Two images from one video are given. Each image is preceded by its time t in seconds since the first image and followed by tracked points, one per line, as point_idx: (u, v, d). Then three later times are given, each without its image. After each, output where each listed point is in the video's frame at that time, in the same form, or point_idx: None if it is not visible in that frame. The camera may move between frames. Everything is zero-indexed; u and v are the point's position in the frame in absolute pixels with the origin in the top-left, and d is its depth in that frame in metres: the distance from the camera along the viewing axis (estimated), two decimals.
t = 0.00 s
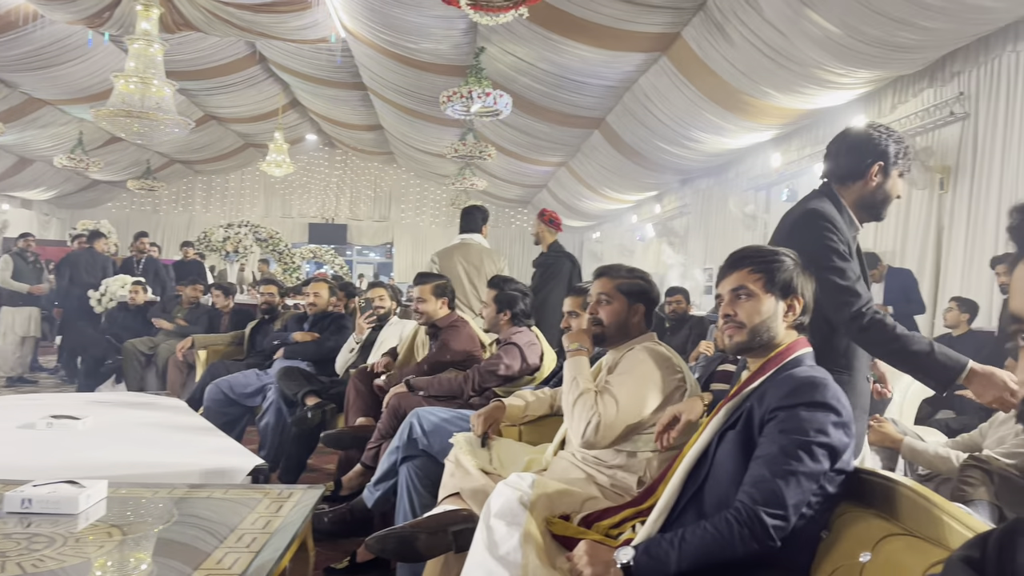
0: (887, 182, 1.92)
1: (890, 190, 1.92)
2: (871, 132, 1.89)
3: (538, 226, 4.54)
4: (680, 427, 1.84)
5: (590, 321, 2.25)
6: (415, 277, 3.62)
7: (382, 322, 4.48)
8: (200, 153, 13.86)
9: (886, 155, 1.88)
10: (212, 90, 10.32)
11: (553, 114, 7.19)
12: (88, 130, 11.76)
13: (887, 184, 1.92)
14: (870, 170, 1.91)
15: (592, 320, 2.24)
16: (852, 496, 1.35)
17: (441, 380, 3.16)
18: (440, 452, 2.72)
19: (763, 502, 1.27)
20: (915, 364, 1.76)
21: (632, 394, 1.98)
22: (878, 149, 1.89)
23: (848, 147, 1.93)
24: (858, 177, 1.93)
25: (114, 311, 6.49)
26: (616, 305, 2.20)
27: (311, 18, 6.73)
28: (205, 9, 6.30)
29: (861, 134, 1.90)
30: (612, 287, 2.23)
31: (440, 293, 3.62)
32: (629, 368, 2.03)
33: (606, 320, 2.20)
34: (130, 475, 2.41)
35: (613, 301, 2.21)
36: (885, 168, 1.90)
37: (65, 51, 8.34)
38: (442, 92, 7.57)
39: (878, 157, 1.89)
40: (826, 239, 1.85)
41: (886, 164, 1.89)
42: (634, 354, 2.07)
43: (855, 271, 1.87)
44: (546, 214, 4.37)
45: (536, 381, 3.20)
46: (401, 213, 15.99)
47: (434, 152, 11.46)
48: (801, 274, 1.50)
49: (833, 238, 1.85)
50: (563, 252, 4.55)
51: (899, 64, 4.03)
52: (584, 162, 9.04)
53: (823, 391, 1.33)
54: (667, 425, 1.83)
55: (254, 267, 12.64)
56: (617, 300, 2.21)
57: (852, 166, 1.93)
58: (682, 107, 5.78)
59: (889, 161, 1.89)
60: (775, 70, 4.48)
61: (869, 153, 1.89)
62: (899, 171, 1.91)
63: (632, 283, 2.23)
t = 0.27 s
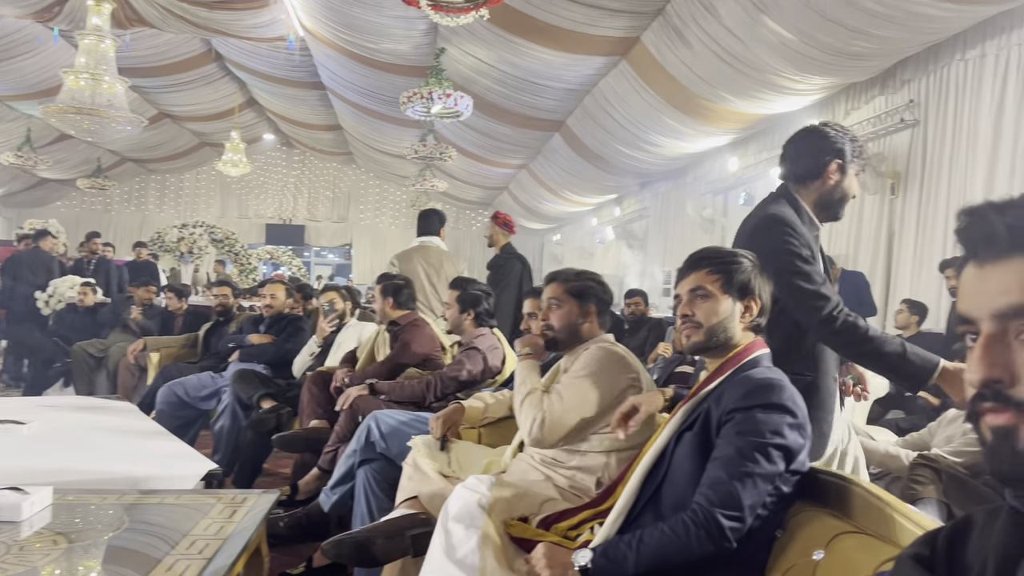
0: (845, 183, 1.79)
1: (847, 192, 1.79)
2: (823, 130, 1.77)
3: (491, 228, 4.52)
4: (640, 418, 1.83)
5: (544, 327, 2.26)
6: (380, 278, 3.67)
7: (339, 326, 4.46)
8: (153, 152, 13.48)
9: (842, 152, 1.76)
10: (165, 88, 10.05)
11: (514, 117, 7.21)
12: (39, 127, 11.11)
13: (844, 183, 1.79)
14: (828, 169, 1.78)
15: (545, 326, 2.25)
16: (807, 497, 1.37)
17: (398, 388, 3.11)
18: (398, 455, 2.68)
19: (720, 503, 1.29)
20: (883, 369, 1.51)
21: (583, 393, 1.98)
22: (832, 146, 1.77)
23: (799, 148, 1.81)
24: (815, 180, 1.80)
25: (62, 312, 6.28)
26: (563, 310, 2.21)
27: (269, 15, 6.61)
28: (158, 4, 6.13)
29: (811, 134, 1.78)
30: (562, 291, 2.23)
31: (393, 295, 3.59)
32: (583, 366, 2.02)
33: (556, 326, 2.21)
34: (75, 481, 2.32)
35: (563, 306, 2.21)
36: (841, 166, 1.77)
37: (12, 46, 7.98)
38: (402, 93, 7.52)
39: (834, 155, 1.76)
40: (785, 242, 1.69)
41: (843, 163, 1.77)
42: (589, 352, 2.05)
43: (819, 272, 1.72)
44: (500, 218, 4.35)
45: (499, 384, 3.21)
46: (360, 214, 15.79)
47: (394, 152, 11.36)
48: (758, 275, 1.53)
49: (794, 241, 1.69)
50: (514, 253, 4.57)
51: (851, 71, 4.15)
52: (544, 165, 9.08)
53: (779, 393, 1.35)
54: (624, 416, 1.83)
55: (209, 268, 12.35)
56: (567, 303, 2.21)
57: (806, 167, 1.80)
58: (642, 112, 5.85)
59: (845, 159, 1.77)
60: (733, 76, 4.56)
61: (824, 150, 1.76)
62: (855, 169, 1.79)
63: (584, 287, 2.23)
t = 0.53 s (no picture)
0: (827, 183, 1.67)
1: (827, 192, 1.67)
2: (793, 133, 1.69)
3: (452, 230, 4.53)
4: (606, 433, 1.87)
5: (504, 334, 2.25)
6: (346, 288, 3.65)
7: (303, 326, 4.33)
8: (112, 151, 13.11)
9: (814, 153, 1.65)
10: (124, 86, 9.81)
11: (481, 119, 7.20)
12: None
13: (824, 183, 1.67)
14: (800, 173, 1.69)
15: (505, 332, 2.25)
16: (769, 496, 1.39)
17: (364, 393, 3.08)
18: (363, 459, 2.66)
19: (684, 503, 1.30)
20: (857, 371, 1.52)
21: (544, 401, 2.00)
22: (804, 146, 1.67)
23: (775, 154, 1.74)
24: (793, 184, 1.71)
25: (16, 315, 6.08)
26: (519, 314, 2.18)
27: (232, 13, 6.50)
28: None
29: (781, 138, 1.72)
30: (517, 296, 2.19)
31: (355, 305, 3.57)
32: (543, 373, 2.02)
33: (513, 331, 2.20)
34: (27, 486, 2.24)
35: (516, 311, 2.18)
36: (818, 167, 1.66)
37: None
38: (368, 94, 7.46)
39: (806, 157, 1.67)
40: (759, 262, 1.69)
41: (817, 163, 1.66)
42: (550, 357, 2.04)
43: (801, 285, 1.69)
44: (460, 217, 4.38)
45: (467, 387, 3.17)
46: (325, 215, 15.59)
47: (360, 153, 11.25)
48: (724, 279, 1.54)
49: (764, 257, 1.68)
50: (475, 253, 4.54)
51: (813, 76, 4.23)
52: (512, 167, 9.09)
53: (743, 394, 1.37)
54: (591, 433, 1.87)
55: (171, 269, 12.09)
56: (520, 308, 2.18)
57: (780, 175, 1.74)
58: (609, 115, 5.90)
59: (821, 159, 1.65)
60: (698, 80, 4.62)
61: (794, 155, 1.68)
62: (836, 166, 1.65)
63: (545, 288, 2.19)
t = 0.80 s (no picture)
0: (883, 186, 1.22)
1: (877, 204, 1.23)
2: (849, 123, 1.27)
3: (415, 231, 4.55)
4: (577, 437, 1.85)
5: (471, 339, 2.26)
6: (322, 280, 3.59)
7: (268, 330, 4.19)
8: (71, 150, 12.75)
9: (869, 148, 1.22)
10: (84, 83, 9.56)
11: (450, 120, 7.19)
12: None
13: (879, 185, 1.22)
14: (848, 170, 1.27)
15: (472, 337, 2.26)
16: (735, 496, 1.41)
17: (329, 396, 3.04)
18: (330, 462, 2.62)
19: (651, 503, 1.31)
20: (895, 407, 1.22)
21: (515, 406, 1.99)
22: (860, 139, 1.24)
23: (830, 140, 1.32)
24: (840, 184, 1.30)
25: None
26: (481, 319, 2.19)
27: (196, 10, 6.39)
28: None
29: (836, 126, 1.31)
30: (480, 303, 2.20)
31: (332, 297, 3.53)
32: (513, 379, 2.02)
33: (478, 337, 2.21)
34: None
35: (479, 318, 2.19)
36: (871, 164, 1.23)
37: None
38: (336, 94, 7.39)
39: (858, 152, 1.25)
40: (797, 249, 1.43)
41: (868, 161, 1.23)
42: (519, 363, 2.04)
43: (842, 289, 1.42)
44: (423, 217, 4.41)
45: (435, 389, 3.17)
46: (292, 216, 15.33)
47: (327, 154, 11.11)
48: (691, 278, 1.55)
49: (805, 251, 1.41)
50: (439, 254, 4.51)
51: (779, 81, 4.30)
52: (481, 168, 9.08)
53: (709, 393, 1.38)
54: (564, 436, 1.86)
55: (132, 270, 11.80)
56: (483, 314, 2.19)
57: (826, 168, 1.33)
58: (577, 117, 5.93)
59: (878, 155, 1.21)
60: (666, 84, 4.67)
61: (843, 146, 1.27)
62: (893, 169, 1.21)
63: (507, 292, 2.17)
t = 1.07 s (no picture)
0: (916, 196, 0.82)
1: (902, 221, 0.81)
2: (875, 118, 0.85)
3: (385, 230, 4.57)
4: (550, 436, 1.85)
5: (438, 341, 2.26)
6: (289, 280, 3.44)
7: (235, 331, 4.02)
8: (33, 149, 12.42)
9: (910, 140, 0.81)
10: (47, 81, 9.33)
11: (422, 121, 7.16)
12: None
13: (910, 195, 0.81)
14: (880, 172, 0.84)
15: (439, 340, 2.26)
16: (705, 495, 1.42)
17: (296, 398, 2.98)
18: (299, 465, 2.60)
19: (622, 502, 1.31)
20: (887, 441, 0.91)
21: (484, 410, 1.98)
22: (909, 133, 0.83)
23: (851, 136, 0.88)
24: (870, 187, 0.84)
25: None
26: (447, 323, 2.19)
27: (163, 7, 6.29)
28: None
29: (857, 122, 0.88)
30: (445, 308, 2.20)
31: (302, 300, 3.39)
32: (480, 383, 2.01)
33: (445, 341, 2.21)
34: None
35: (446, 321, 2.19)
36: (904, 166, 0.82)
37: None
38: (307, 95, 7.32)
39: (893, 146, 0.83)
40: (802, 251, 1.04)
41: (904, 161, 0.82)
42: (486, 366, 2.03)
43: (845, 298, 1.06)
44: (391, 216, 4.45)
45: (406, 388, 3.16)
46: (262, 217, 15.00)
47: (298, 154, 10.99)
48: (659, 280, 1.54)
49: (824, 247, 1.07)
50: (405, 256, 4.50)
51: (748, 85, 4.37)
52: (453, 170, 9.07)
53: (680, 393, 1.39)
54: (535, 436, 1.85)
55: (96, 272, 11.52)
56: (450, 318, 2.19)
57: (841, 168, 0.89)
58: (550, 119, 5.95)
59: (918, 153, 0.81)
60: (637, 87, 4.72)
61: (874, 138, 0.84)
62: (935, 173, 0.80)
63: (470, 295, 2.17)
